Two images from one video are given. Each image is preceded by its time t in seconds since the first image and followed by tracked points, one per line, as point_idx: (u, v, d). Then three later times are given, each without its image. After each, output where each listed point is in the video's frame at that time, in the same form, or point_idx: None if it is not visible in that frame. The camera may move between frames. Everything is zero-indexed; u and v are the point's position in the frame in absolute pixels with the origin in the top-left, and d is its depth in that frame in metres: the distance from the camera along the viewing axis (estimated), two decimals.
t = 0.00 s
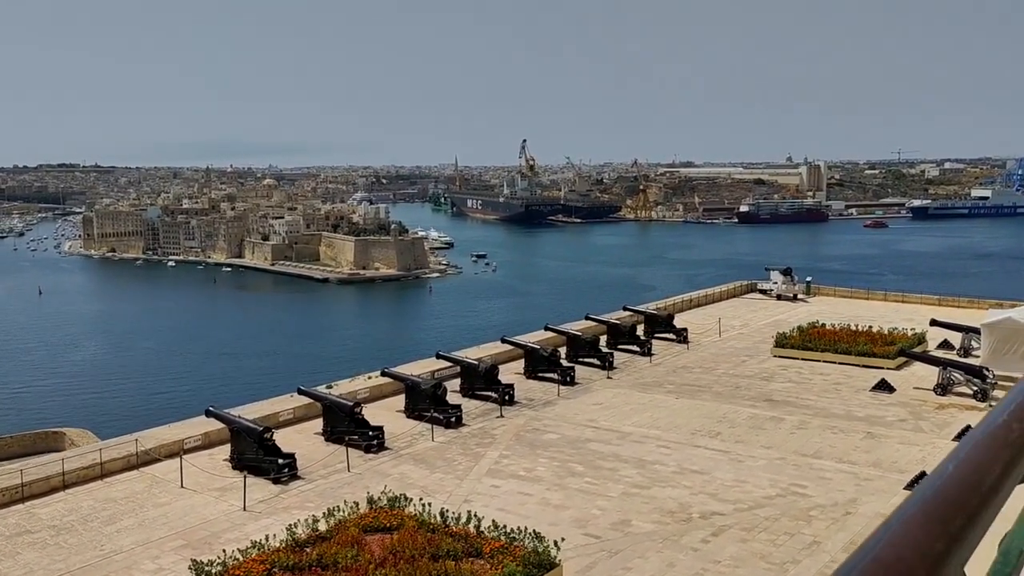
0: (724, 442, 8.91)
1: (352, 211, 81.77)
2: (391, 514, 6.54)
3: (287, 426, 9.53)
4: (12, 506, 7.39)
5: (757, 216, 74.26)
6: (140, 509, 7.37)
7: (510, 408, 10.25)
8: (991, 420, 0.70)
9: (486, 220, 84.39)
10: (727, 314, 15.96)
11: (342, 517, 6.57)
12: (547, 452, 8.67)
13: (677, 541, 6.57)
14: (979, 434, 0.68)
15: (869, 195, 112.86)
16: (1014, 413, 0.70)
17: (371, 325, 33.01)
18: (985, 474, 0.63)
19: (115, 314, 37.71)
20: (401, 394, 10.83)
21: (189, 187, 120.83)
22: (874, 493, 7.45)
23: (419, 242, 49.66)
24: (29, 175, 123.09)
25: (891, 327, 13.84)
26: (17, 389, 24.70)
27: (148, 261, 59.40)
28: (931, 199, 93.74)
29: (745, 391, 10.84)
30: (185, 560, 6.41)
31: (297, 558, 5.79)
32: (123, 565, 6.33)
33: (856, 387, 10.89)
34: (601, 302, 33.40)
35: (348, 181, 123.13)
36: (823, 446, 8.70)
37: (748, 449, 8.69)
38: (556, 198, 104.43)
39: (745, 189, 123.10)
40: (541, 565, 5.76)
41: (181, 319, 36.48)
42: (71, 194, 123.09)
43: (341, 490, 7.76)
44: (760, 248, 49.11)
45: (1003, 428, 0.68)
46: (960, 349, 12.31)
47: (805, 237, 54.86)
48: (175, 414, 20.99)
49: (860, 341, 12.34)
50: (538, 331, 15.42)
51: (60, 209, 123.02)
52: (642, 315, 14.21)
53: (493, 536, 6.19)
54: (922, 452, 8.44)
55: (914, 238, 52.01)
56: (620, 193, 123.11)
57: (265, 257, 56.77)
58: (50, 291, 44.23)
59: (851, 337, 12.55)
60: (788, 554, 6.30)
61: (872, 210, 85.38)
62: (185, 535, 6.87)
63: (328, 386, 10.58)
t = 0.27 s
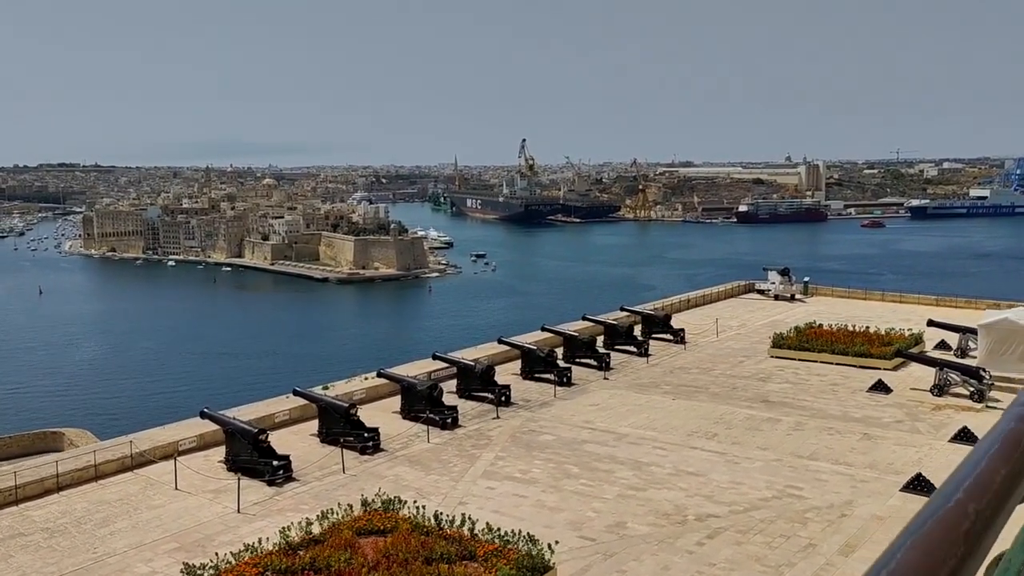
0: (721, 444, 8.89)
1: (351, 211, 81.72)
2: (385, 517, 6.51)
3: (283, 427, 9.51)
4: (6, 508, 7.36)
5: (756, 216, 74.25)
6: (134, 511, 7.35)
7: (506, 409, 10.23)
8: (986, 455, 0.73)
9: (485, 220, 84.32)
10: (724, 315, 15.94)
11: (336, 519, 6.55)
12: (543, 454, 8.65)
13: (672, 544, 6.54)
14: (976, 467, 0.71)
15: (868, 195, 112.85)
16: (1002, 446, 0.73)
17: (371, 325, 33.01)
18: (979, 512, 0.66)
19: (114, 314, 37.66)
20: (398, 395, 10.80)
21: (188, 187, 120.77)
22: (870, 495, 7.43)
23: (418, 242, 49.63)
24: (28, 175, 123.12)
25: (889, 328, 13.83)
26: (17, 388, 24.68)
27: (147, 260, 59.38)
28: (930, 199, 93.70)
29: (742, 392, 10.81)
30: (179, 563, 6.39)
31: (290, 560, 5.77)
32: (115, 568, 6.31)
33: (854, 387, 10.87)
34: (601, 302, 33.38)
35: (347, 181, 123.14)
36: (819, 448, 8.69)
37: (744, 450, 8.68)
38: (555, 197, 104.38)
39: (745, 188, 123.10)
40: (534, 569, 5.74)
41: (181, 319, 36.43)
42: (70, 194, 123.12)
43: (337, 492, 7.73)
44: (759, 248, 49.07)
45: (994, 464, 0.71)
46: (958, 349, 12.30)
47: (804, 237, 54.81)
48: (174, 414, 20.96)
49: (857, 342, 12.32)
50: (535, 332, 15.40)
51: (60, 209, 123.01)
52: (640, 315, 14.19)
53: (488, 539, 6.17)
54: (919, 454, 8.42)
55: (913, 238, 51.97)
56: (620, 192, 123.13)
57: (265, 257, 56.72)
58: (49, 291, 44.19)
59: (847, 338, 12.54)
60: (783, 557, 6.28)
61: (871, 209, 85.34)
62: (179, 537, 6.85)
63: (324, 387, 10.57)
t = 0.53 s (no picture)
0: (718, 445, 8.85)
1: (351, 210, 81.58)
2: (380, 519, 6.47)
3: (279, 428, 9.47)
4: None
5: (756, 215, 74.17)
6: (127, 512, 7.31)
7: (503, 409, 10.19)
8: (965, 469, 0.78)
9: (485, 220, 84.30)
10: (723, 315, 15.90)
11: (330, 521, 6.51)
12: (539, 454, 8.62)
13: (667, 545, 6.50)
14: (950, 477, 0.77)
15: (867, 194, 112.82)
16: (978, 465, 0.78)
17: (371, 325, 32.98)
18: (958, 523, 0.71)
19: (113, 314, 37.61)
20: (394, 396, 10.76)
21: (188, 186, 120.74)
22: (867, 496, 7.39)
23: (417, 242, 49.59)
24: (28, 175, 123.11)
25: (888, 328, 13.80)
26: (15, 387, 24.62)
27: (146, 259, 59.33)
28: (930, 199, 93.66)
29: (740, 393, 10.77)
30: (172, 565, 6.35)
31: (283, 563, 5.73)
32: (107, 570, 6.27)
33: (852, 388, 10.84)
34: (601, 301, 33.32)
35: (347, 181, 123.13)
36: (817, 449, 8.65)
37: (741, 451, 8.63)
38: (555, 196, 104.33)
39: (744, 188, 123.06)
40: (528, 570, 5.70)
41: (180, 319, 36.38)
42: (69, 193, 123.12)
43: (331, 493, 7.69)
44: (758, 248, 49.03)
45: (966, 480, 0.77)
46: (956, 350, 12.27)
47: (804, 237, 54.73)
48: (171, 414, 20.92)
49: (856, 343, 12.29)
50: (534, 332, 15.36)
51: (59, 208, 123.00)
52: (638, 315, 14.14)
53: (483, 541, 6.13)
54: (917, 455, 8.38)
55: (913, 238, 51.92)
56: (619, 192, 123.10)
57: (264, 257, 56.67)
58: (48, 291, 44.14)
59: (846, 338, 12.50)
60: (780, 559, 6.23)
61: (871, 209, 85.31)
62: (172, 539, 6.80)
63: (321, 388, 10.52)
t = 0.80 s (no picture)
0: (715, 446, 8.80)
1: (350, 210, 81.50)
2: (373, 520, 6.42)
3: (274, 429, 9.43)
4: None
5: (756, 215, 74.13)
6: (120, 514, 7.26)
7: (499, 410, 10.15)
8: (959, 443, 0.81)
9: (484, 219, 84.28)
10: (721, 315, 15.85)
11: (323, 523, 6.47)
12: (535, 455, 8.57)
13: (664, 547, 6.45)
14: (949, 453, 0.79)
15: (867, 195, 112.85)
16: (972, 445, 0.80)
17: (370, 324, 32.95)
18: (948, 494, 0.73)
19: (112, 314, 37.56)
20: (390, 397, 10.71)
21: (187, 186, 120.73)
22: (865, 498, 7.35)
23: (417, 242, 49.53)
24: (27, 175, 123.11)
25: (886, 328, 13.75)
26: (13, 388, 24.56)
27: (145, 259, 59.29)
28: (930, 199, 93.63)
29: (737, 393, 10.73)
30: (163, 567, 6.30)
31: (275, 566, 5.68)
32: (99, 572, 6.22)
33: (850, 389, 10.79)
34: (599, 302, 33.28)
35: (346, 181, 123.14)
36: (814, 449, 8.61)
37: (739, 452, 8.58)
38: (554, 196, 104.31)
39: (744, 188, 123.06)
40: (523, 572, 5.65)
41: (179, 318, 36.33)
42: (68, 193, 123.10)
43: (326, 495, 7.65)
44: (757, 248, 48.98)
45: (963, 458, 0.79)
46: (954, 350, 12.23)
47: (803, 236, 54.67)
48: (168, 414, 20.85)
49: (854, 343, 12.24)
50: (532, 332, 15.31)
51: (58, 208, 123.03)
52: (635, 315, 14.09)
53: (477, 543, 6.09)
54: (915, 456, 8.33)
55: (912, 238, 51.85)
56: (619, 192, 123.08)
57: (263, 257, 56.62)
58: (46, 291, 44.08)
59: (844, 338, 12.47)
60: (777, 561, 6.19)
61: (870, 209, 85.32)
62: (164, 541, 6.76)
63: (316, 389, 10.47)
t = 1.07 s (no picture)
0: (711, 448, 8.75)
1: (349, 210, 81.44)
2: (365, 524, 6.38)
3: (267, 431, 9.38)
4: None
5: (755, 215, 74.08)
6: (112, 517, 7.22)
7: (495, 412, 10.11)
8: (929, 464, 0.79)
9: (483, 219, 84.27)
10: (719, 316, 15.81)
11: (316, 527, 6.43)
12: (529, 458, 8.53)
13: (658, 551, 6.41)
14: (914, 472, 0.76)
15: (866, 195, 112.85)
16: (936, 464, 0.78)
17: (369, 324, 32.91)
18: (911, 516, 0.70)
19: (110, 313, 37.51)
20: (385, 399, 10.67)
21: (186, 186, 120.74)
22: (861, 501, 7.30)
23: (416, 242, 49.48)
24: (25, 175, 123.12)
25: (884, 329, 13.71)
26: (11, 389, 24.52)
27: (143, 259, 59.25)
28: (929, 199, 93.65)
29: (733, 395, 10.69)
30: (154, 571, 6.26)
31: (266, 571, 5.64)
32: None
33: (847, 390, 10.75)
34: (598, 303, 33.22)
35: (345, 181, 123.14)
36: (810, 452, 8.57)
37: (734, 454, 8.55)
38: (553, 196, 104.30)
39: (743, 188, 123.06)
40: None
41: (178, 318, 36.29)
42: (67, 193, 123.11)
43: (319, 498, 7.60)
44: (756, 248, 48.96)
45: (929, 474, 0.77)
46: (952, 352, 12.19)
47: (802, 236, 54.63)
48: (165, 414, 20.80)
49: (851, 344, 12.20)
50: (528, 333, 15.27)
51: (56, 208, 123.01)
52: (633, 316, 14.05)
53: (469, 547, 6.05)
54: (912, 459, 8.29)
55: (911, 238, 51.81)
56: (618, 192, 123.07)
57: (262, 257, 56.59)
58: (44, 291, 44.05)
59: (841, 339, 12.43)
60: (772, 565, 6.14)
61: (869, 209, 85.30)
62: (156, 545, 6.71)
63: (311, 391, 10.43)
